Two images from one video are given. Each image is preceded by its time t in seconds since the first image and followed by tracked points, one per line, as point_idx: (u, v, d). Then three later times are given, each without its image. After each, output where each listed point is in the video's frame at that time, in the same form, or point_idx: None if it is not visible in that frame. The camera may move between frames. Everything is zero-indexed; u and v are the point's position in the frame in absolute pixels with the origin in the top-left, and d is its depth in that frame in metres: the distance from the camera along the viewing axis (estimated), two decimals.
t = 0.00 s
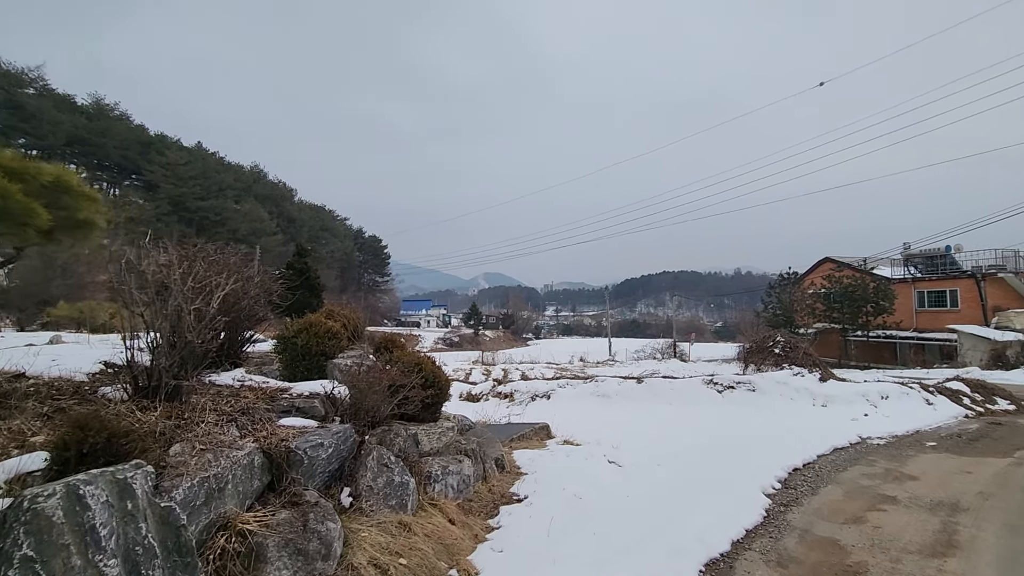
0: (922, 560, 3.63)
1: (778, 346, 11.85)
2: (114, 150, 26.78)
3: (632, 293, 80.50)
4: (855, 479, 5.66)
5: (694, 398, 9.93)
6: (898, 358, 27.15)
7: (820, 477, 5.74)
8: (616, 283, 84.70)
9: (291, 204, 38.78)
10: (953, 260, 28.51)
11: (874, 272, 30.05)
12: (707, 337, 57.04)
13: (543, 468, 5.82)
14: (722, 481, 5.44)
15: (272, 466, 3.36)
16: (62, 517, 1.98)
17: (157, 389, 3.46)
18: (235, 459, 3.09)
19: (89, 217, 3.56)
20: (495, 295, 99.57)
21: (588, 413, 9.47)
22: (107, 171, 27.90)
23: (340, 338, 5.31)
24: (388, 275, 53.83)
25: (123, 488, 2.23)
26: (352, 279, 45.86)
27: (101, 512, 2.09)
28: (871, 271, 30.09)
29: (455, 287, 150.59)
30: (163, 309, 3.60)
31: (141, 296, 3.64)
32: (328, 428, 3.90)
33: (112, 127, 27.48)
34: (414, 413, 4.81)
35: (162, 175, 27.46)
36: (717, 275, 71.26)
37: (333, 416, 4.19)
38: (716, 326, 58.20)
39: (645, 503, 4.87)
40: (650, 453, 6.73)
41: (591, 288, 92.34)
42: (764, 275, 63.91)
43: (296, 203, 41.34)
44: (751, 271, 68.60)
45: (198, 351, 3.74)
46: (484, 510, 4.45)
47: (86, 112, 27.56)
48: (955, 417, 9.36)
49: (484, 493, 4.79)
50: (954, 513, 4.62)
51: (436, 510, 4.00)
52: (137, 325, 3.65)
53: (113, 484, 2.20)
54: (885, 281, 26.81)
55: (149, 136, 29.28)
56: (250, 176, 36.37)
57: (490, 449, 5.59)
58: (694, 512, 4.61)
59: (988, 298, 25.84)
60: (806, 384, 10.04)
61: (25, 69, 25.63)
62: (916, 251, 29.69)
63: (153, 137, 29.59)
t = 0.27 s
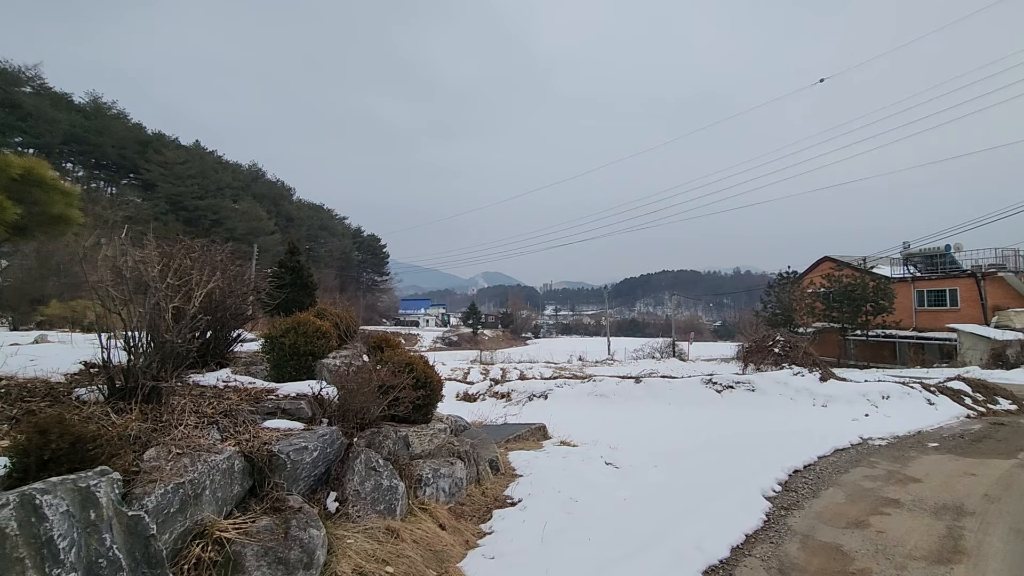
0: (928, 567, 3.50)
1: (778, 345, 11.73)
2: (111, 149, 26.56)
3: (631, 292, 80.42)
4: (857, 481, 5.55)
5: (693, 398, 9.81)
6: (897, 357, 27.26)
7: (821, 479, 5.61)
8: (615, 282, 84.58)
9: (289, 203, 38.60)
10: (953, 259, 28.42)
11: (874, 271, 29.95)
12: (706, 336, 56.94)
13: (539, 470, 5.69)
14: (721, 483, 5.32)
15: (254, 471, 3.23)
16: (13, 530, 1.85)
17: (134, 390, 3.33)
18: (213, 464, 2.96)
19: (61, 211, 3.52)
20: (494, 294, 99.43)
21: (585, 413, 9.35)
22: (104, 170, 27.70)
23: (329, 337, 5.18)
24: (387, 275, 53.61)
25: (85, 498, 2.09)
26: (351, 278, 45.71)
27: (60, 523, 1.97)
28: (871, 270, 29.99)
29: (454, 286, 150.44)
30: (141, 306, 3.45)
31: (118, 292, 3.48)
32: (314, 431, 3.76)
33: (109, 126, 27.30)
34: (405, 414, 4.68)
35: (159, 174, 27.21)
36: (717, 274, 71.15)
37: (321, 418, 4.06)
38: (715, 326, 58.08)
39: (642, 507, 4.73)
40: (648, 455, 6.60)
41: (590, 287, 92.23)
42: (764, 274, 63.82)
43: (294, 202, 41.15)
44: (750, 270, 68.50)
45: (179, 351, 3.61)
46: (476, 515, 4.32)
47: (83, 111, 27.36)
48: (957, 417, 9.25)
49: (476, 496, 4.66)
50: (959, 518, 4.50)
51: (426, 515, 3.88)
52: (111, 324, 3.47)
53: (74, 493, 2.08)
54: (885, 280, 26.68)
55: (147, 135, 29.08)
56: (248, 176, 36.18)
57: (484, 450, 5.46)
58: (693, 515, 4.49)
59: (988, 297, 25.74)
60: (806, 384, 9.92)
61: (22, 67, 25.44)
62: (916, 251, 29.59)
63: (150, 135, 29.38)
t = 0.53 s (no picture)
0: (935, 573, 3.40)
1: (778, 344, 11.63)
2: (108, 148, 26.39)
3: (631, 291, 80.34)
4: (860, 483, 5.45)
5: (693, 397, 9.71)
6: (897, 356, 27.19)
7: (824, 480, 5.51)
8: (615, 281, 84.50)
9: (288, 202, 38.46)
10: (954, 258, 28.32)
11: (874, 270, 29.86)
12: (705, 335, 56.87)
13: (536, 471, 5.59)
14: (722, 484, 5.21)
15: (240, 474, 3.12)
16: None
17: (115, 391, 3.21)
18: (196, 467, 2.85)
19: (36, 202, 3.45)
20: (493, 293, 99.30)
21: (584, 413, 9.26)
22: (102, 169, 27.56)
23: (322, 336, 5.07)
24: (386, 274, 53.51)
25: (53, 504, 1.99)
26: (350, 277, 45.61)
27: (26, 531, 1.87)
28: (871, 269, 29.90)
29: (453, 286, 150.33)
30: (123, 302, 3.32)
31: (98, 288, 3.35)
32: (303, 432, 3.65)
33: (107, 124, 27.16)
34: (398, 415, 4.57)
35: (157, 173, 27.06)
36: (716, 273, 71.04)
37: (311, 419, 3.96)
38: (714, 325, 57.96)
39: (642, 509, 4.62)
40: (647, 455, 6.50)
41: (589, 287, 92.13)
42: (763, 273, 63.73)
43: (293, 201, 41.03)
44: (749, 270, 68.40)
45: (163, 349, 3.50)
46: (472, 518, 4.22)
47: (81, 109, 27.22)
48: (960, 417, 9.15)
49: (472, 498, 4.56)
50: (965, 520, 4.40)
51: (420, 519, 3.77)
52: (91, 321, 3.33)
53: (41, 500, 1.97)
54: (884, 279, 26.60)
55: (145, 134, 28.93)
56: (247, 174, 36.06)
57: (480, 452, 5.35)
58: (693, 517, 4.39)
59: (988, 296, 25.65)
60: (807, 383, 9.83)
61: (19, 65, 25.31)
62: (916, 250, 29.49)
63: (148, 134, 29.23)
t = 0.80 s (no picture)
0: None
1: (780, 343, 11.51)
2: (106, 146, 26.17)
3: (630, 291, 80.25)
4: (866, 485, 5.33)
5: (694, 397, 9.60)
6: (897, 356, 27.10)
7: (830, 482, 5.40)
8: (614, 281, 84.42)
9: (287, 201, 38.29)
10: (954, 257, 28.23)
11: (874, 269, 29.76)
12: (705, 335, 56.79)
13: (536, 473, 5.48)
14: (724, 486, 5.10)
15: (228, 478, 3.00)
16: None
17: (98, 391, 3.09)
18: (182, 471, 2.74)
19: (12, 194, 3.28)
20: (493, 293, 99.20)
21: (584, 413, 9.15)
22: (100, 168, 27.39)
23: (316, 335, 4.96)
24: (385, 273, 53.39)
25: (23, 512, 1.88)
26: (349, 277, 45.47)
27: None
28: (871, 268, 29.81)
29: (452, 285, 150.01)
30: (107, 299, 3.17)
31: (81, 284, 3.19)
32: (295, 434, 3.54)
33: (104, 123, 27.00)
34: (394, 416, 4.44)
35: (155, 172, 26.81)
36: (716, 273, 70.94)
37: (304, 419, 3.84)
38: (714, 324, 57.85)
39: (644, 512, 4.51)
40: (649, 456, 6.39)
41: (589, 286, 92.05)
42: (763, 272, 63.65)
43: (292, 200, 40.88)
44: (748, 269, 68.35)
45: (149, 348, 3.38)
46: (470, 521, 4.11)
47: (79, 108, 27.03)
48: (965, 417, 9.05)
49: (470, 501, 4.45)
50: (976, 523, 4.30)
51: (416, 523, 3.66)
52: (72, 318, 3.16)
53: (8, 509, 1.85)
54: (885, 278, 26.51)
55: (143, 133, 28.75)
56: (245, 173, 35.91)
57: (478, 453, 5.24)
58: (697, 522, 4.28)
59: (989, 295, 25.56)
60: (809, 383, 9.72)
61: (17, 64, 25.15)
62: (916, 248, 29.39)
63: (146, 133, 29.05)
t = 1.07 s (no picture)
0: None
1: (783, 343, 11.38)
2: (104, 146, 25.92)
3: (630, 290, 80.17)
4: (875, 489, 5.21)
5: (696, 398, 9.48)
6: (898, 355, 27.01)
7: (838, 487, 5.27)
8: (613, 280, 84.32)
9: (285, 200, 38.11)
10: (955, 256, 28.14)
11: (875, 269, 29.66)
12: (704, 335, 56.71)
13: (537, 477, 5.35)
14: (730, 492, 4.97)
15: (216, 487, 2.87)
16: None
17: (79, 397, 2.95)
18: (167, 481, 2.61)
19: None
20: (492, 292, 99.08)
21: (585, 415, 9.03)
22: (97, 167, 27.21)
23: (310, 336, 4.83)
24: (384, 273, 53.25)
25: None
26: (348, 276, 45.33)
27: None
28: (872, 267, 29.71)
29: (451, 285, 149.82)
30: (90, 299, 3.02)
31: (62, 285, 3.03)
32: (288, 440, 3.40)
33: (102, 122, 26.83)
34: (391, 420, 4.30)
35: (154, 171, 26.52)
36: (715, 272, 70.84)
37: (297, 424, 3.71)
38: (713, 324, 57.75)
39: (648, 520, 4.38)
40: (651, 460, 6.26)
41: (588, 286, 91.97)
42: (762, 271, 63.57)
43: (291, 199, 40.74)
44: (748, 268, 68.26)
45: (136, 351, 3.25)
46: (469, 529, 3.98)
47: (77, 107, 26.86)
48: (971, 418, 8.93)
49: (470, 507, 4.32)
50: (990, 531, 4.17)
51: (413, 532, 3.53)
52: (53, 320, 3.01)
53: None
54: (885, 278, 26.41)
55: (141, 132, 28.57)
56: (244, 173, 35.74)
57: (477, 457, 5.10)
58: (703, 531, 4.15)
59: (990, 295, 25.47)
60: (813, 384, 9.60)
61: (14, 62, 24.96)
62: (917, 248, 29.29)
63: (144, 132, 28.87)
